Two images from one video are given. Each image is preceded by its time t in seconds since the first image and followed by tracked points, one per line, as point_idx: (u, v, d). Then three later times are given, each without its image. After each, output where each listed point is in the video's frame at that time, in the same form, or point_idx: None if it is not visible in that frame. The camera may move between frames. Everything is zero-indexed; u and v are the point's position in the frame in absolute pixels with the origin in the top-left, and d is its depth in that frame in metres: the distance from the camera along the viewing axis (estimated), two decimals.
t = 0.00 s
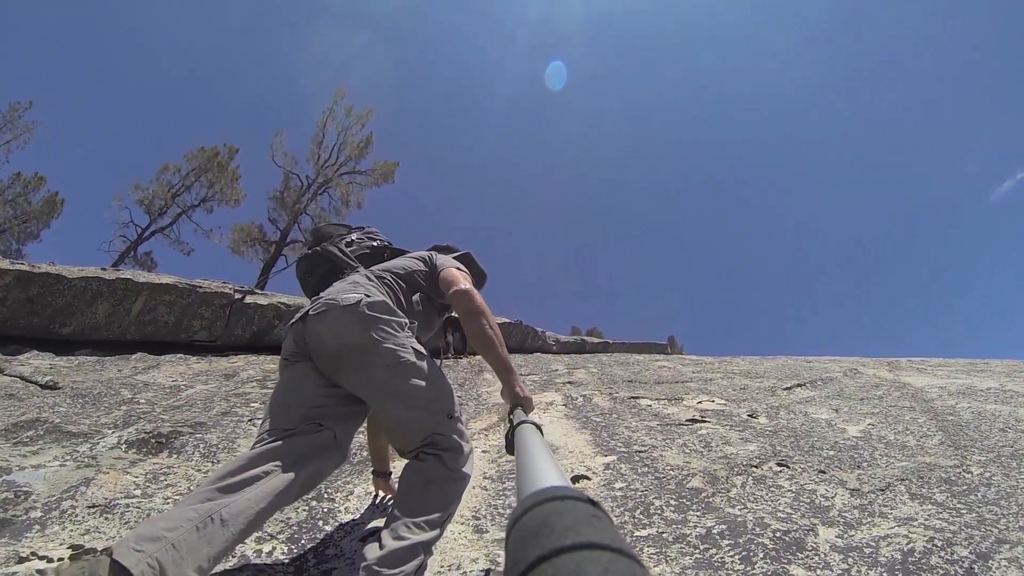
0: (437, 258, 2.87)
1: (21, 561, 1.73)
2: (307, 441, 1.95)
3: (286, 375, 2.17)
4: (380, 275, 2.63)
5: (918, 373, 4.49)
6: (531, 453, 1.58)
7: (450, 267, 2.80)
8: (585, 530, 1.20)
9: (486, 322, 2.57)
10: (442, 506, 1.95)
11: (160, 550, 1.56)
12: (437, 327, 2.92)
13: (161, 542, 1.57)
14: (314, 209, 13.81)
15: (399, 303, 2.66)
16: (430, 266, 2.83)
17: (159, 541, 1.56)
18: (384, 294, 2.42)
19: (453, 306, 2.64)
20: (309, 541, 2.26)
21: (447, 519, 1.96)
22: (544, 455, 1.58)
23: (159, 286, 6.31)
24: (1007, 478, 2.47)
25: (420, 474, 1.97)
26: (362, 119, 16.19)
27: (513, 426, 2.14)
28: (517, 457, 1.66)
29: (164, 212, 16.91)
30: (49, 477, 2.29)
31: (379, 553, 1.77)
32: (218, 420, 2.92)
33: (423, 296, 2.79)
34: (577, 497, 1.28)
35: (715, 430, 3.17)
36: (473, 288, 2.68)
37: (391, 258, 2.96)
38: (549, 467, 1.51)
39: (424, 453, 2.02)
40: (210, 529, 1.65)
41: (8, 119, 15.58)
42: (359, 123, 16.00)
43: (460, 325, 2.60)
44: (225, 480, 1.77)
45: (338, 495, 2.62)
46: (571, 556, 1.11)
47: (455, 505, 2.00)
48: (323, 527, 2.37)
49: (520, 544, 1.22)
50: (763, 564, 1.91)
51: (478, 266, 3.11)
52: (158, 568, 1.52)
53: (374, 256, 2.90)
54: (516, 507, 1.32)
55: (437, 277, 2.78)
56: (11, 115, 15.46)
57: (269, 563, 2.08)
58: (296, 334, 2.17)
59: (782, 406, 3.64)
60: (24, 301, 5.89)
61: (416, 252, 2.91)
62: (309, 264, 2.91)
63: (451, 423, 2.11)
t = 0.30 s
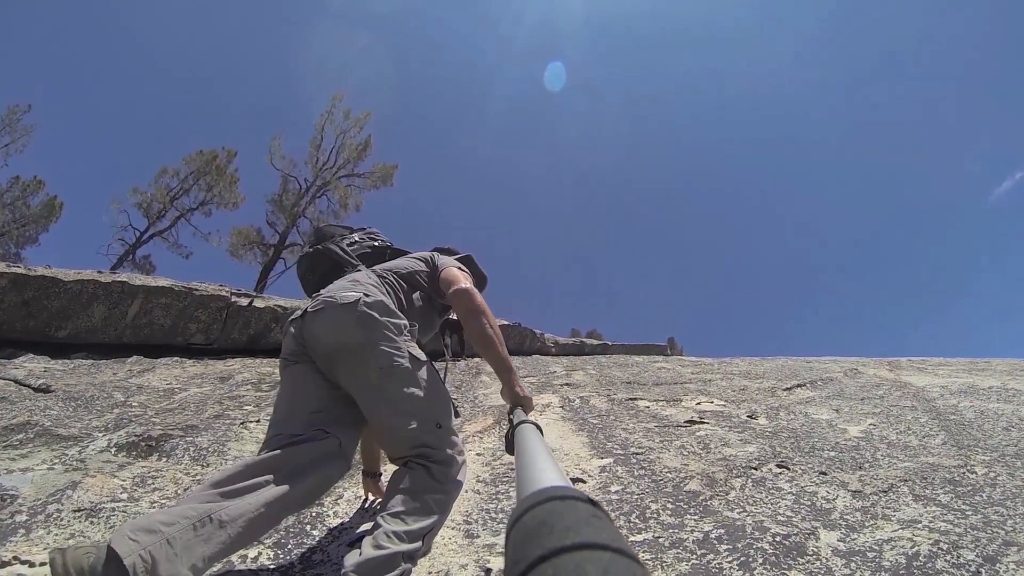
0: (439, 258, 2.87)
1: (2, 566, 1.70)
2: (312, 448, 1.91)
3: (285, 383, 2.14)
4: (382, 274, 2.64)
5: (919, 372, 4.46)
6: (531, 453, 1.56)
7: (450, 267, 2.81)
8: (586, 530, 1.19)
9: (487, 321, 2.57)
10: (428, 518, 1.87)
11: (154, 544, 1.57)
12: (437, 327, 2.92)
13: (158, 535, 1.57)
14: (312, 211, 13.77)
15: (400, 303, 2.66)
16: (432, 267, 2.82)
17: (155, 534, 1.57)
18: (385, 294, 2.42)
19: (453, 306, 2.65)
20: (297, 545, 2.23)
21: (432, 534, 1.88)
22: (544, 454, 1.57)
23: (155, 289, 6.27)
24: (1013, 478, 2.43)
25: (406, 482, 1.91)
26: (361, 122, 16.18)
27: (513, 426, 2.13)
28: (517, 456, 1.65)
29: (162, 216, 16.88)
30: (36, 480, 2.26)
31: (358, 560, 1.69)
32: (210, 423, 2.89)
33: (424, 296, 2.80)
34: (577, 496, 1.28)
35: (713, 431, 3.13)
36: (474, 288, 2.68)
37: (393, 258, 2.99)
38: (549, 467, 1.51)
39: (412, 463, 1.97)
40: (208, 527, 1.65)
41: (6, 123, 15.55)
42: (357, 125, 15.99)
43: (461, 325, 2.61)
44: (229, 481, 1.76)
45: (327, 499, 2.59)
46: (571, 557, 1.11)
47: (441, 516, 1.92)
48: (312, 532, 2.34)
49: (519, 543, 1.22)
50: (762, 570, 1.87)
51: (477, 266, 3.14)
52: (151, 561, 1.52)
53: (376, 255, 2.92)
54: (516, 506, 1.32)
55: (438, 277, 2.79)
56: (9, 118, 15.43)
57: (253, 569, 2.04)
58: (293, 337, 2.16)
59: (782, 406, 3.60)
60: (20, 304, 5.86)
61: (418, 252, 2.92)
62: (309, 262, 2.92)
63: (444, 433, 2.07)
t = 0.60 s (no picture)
0: (438, 258, 2.86)
1: None
2: (329, 464, 1.88)
3: (292, 394, 2.12)
4: (380, 272, 2.63)
5: (921, 366, 4.42)
6: (531, 454, 1.53)
7: (449, 266, 2.79)
8: (586, 529, 1.15)
9: (487, 321, 2.56)
10: (413, 524, 1.77)
11: (167, 542, 1.55)
12: (434, 327, 2.90)
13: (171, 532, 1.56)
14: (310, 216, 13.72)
15: (398, 303, 2.63)
16: (430, 266, 2.81)
17: (169, 531, 1.55)
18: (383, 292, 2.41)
19: (452, 306, 2.63)
20: (282, 552, 2.19)
21: (414, 542, 1.78)
22: (544, 455, 1.53)
23: (151, 295, 6.23)
24: (1020, 472, 2.39)
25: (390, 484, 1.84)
26: (357, 126, 16.15)
27: (513, 425, 2.10)
28: (516, 457, 1.61)
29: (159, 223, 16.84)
30: (22, 488, 2.22)
31: (337, 564, 1.58)
32: (200, 428, 2.85)
33: (421, 296, 2.78)
34: (577, 496, 1.24)
35: (712, 430, 3.09)
36: (474, 288, 2.66)
37: (391, 258, 2.98)
38: (550, 467, 1.47)
39: (397, 466, 1.90)
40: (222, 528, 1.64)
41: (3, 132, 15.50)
42: (354, 130, 15.95)
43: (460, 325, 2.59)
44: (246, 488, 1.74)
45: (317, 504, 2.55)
46: (571, 555, 1.07)
47: (426, 524, 1.82)
48: (300, 539, 2.30)
49: (518, 544, 1.18)
50: (763, 573, 1.82)
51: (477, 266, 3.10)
52: (163, 558, 1.51)
53: (374, 254, 2.91)
54: (515, 507, 1.27)
55: (437, 277, 2.77)
56: (5, 128, 15.38)
57: None
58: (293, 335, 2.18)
59: (783, 403, 3.56)
60: (15, 313, 5.81)
61: (417, 251, 2.91)
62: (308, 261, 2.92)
63: (434, 436, 2.01)
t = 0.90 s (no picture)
0: (439, 256, 2.85)
1: None
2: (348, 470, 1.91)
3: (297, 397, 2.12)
4: (379, 269, 2.62)
5: (925, 367, 4.38)
6: (532, 454, 1.52)
7: (450, 264, 2.77)
8: (585, 530, 1.16)
9: (488, 321, 2.53)
10: (398, 527, 1.72)
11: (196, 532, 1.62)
12: (434, 326, 2.89)
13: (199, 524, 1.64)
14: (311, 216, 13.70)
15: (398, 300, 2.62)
16: (430, 265, 2.79)
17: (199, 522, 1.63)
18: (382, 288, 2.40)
19: (452, 305, 2.61)
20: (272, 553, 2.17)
21: (399, 547, 1.74)
22: (545, 455, 1.53)
23: (150, 295, 6.21)
24: None
25: (377, 484, 1.80)
26: (358, 127, 16.15)
27: (512, 425, 2.07)
28: (516, 458, 1.61)
29: (161, 223, 16.85)
30: (11, 487, 2.20)
31: (318, 565, 1.56)
32: (194, 428, 2.83)
33: (420, 294, 2.77)
34: (577, 497, 1.24)
35: (712, 431, 3.05)
36: (474, 287, 2.64)
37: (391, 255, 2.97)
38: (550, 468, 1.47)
39: (386, 466, 1.86)
40: (252, 518, 1.70)
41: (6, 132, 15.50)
42: (355, 130, 15.94)
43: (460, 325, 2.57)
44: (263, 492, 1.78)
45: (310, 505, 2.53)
46: (571, 555, 1.08)
47: (413, 527, 1.78)
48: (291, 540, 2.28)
49: (519, 544, 1.19)
50: None
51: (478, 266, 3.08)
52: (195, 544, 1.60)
53: (375, 251, 2.90)
54: (516, 508, 1.28)
55: (437, 275, 2.76)
56: (8, 128, 15.40)
57: None
58: (293, 331, 2.18)
59: (784, 405, 3.52)
60: (14, 312, 5.80)
61: (418, 249, 2.90)
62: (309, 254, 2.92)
63: (427, 437, 1.97)
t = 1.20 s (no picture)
0: (439, 254, 2.83)
1: None
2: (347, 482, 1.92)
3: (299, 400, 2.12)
4: (379, 267, 2.61)
5: (929, 362, 4.34)
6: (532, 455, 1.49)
7: (450, 263, 2.75)
8: (586, 530, 1.13)
9: (488, 321, 2.51)
10: (384, 529, 1.71)
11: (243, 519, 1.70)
12: (433, 324, 2.87)
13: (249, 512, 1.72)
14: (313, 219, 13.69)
15: (398, 299, 2.60)
16: (430, 263, 2.77)
17: (249, 510, 1.72)
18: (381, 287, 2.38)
19: (452, 304, 2.58)
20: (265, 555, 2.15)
21: (384, 551, 1.72)
22: (546, 455, 1.50)
23: (150, 299, 6.20)
24: None
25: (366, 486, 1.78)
26: (359, 129, 16.15)
27: (512, 425, 2.05)
28: (517, 458, 1.58)
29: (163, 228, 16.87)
30: (5, 492, 2.19)
31: (302, 566, 1.57)
32: (191, 431, 2.81)
33: (420, 292, 2.76)
34: (577, 497, 1.21)
35: (714, 430, 3.02)
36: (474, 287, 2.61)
37: (392, 252, 2.95)
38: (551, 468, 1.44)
39: (375, 468, 1.83)
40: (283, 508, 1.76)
41: (7, 138, 15.51)
42: (356, 133, 15.93)
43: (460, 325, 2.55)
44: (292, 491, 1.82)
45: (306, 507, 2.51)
46: (571, 555, 1.05)
47: (400, 531, 1.75)
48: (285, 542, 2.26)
49: (519, 544, 1.16)
50: None
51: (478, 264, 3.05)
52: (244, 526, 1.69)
53: (375, 248, 2.89)
54: (515, 508, 1.25)
55: (437, 274, 2.74)
56: (9, 134, 15.42)
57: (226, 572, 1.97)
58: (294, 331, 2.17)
59: (788, 402, 3.48)
60: (15, 317, 5.79)
61: (419, 247, 2.88)
62: (310, 251, 2.90)
63: (418, 440, 1.93)
